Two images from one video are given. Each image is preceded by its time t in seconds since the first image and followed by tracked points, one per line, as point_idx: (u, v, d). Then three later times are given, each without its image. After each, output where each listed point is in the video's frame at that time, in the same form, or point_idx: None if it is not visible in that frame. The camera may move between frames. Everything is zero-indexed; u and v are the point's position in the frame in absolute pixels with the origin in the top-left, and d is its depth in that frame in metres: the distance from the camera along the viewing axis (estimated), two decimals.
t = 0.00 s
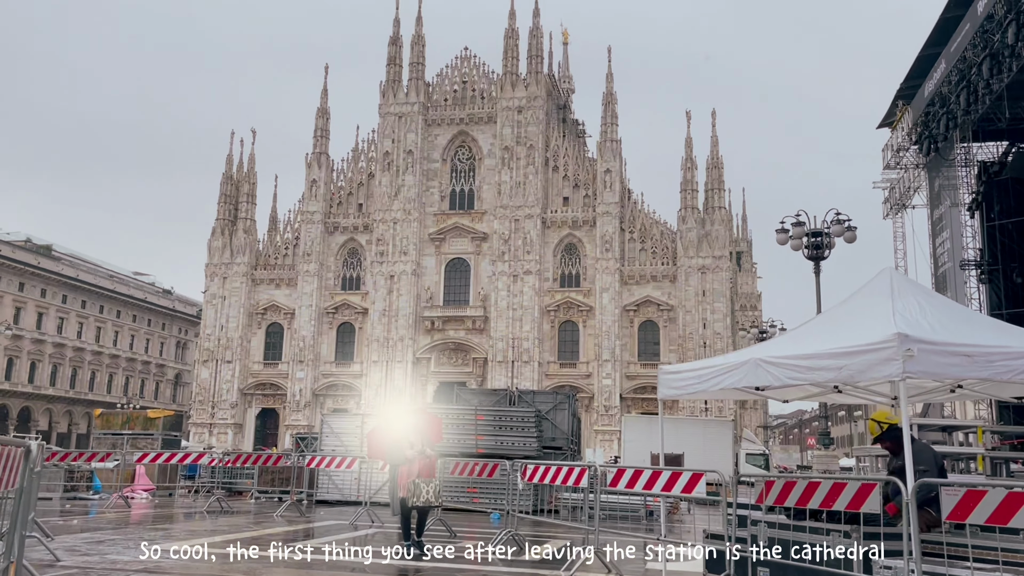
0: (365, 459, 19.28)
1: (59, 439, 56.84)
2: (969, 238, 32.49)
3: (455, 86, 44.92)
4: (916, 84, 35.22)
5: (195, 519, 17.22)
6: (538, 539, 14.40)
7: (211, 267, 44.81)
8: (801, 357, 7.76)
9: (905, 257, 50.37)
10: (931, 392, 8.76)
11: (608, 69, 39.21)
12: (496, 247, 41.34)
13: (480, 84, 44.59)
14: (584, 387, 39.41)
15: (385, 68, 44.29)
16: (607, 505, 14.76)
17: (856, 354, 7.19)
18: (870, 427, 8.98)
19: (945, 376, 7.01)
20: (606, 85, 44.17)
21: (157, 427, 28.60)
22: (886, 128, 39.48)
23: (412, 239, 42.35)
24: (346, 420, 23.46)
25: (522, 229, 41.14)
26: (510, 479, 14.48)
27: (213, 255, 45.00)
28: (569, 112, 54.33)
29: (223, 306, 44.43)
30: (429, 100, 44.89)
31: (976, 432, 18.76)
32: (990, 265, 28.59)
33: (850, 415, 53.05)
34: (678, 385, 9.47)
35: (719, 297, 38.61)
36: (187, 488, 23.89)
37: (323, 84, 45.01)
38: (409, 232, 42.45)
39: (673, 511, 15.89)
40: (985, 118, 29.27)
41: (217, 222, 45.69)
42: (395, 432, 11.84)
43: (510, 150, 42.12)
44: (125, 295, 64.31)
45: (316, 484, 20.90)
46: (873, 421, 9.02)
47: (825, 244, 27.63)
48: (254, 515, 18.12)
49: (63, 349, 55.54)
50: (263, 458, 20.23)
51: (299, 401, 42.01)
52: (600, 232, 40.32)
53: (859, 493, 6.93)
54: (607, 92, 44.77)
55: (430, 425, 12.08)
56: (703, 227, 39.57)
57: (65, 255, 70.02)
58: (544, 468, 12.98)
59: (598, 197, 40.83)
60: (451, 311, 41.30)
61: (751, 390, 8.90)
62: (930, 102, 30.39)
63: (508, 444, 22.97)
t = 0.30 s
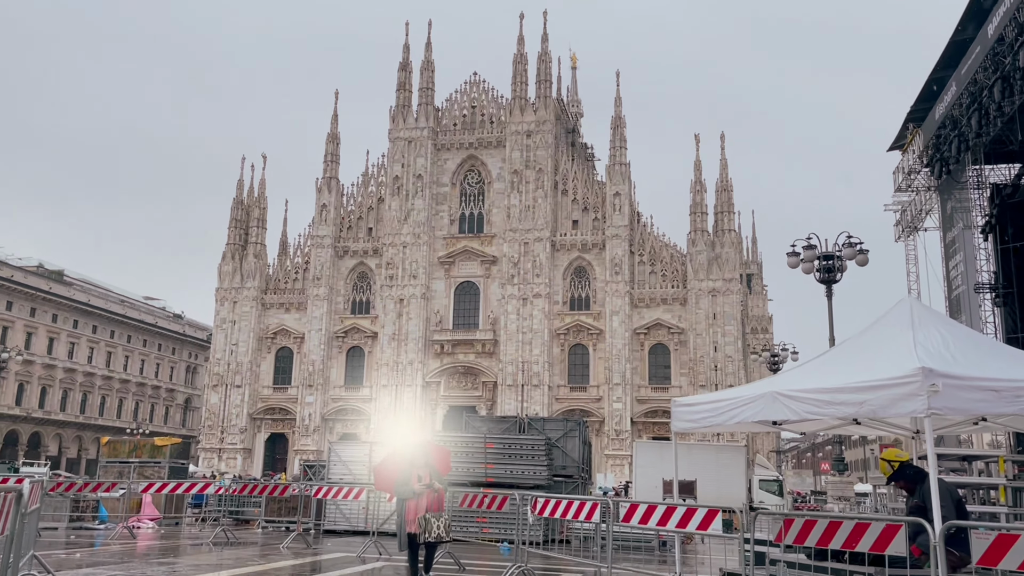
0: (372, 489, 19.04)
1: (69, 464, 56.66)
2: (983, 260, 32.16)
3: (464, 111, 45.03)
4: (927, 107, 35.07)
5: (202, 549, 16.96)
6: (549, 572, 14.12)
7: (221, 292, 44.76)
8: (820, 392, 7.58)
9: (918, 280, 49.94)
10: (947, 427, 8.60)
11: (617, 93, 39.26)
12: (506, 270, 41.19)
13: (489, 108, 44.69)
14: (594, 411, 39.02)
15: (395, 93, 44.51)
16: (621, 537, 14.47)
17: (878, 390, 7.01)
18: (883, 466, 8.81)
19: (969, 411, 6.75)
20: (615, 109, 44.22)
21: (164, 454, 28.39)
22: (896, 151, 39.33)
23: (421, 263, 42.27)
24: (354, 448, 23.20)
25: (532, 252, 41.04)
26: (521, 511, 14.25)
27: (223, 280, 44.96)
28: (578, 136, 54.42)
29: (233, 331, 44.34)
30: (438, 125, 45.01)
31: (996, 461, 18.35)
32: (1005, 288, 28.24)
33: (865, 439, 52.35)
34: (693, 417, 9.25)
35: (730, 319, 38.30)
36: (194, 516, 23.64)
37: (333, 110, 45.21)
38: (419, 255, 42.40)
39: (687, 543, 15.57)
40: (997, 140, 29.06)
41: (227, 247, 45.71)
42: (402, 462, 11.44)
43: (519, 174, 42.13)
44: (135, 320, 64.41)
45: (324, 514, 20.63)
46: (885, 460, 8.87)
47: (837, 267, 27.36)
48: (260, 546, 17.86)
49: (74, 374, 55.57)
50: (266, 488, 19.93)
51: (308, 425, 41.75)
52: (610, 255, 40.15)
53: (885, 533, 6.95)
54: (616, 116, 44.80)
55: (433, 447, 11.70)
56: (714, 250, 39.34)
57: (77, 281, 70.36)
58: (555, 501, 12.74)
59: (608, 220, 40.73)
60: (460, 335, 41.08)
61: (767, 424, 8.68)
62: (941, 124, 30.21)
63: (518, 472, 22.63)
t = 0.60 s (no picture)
0: (381, 521, 18.81)
1: (79, 493, 56.49)
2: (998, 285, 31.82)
3: (474, 139, 45.15)
4: (938, 131, 34.91)
5: None
6: None
7: (232, 319, 44.73)
8: (840, 426, 7.61)
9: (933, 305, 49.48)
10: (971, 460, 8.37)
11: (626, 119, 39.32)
12: (516, 296, 41.09)
13: (499, 136, 44.83)
14: (606, 439, 38.64)
15: (406, 121, 44.75)
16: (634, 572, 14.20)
17: (901, 423, 7.09)
18: (901, 502, 8.50)
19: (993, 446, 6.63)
20: (624, 135, 44.28)
21: (173, 484, 28.22)
22: (908, 176, 39.16)
23: (432, 290, 42.22)
24: (364, 478, 23.02)
25: (542, 278, 40.94)
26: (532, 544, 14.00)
27: (235, 307, 44.94)
28: (588, 162, 54.53)
29: (244, 358, 44.24)
30: (448, 152, 45.15)
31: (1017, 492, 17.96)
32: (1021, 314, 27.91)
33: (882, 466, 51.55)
34: (707, 449, 9.17)
35: (742, 345, 37.99)
36: (203, 548, 23.42)
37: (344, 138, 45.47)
38: (429, 282, 42.35)
39: None
40: (1010, 164, 28.88)
41: (239, 274, 45.77)
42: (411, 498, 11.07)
43: (529, 201, 42.16)
44: (147, 348, 64.53)
45: (332, 546, 20.40)
46: (903, 496, 8.55)
47: (850, 293, 27.12)
48: None
49: (85, 402, 55.59)
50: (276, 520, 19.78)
51: (319, 453, 41.49)
52: (620, 281, 40.00)
53: (913, 572, 7.20)
54: (625, 142, 44.88)
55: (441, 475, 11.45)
56: (725, 275, 39.12)
57: (89, 309, 70.64)
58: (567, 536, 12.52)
59: (618, 245, 40.62)
60: (470, 361, 40.87)
61: (782, 458, 8.66)
62: (953, 149, 30.10)
63: (530, 503, 22.38)
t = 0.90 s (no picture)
0: (388, 552, 18.47)
1: (88, 521, 56.14)
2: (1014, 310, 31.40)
3: (483, 165, 45.19)
4: (949, 155, 34.70)
5: None
6: None
7: (241, 346, 44.59)
8: (860, 458, 7.67)
9: (947, 330, 48.93)
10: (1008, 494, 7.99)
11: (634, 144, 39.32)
12: (525, 321, 40.88)
13: (508, 162, 44.86)
14: (617, 466, 38.13)
15: (415, 148, 44.89)
16: None
17: (925, 456, 7.15)
18: (933, 532, 8.20)
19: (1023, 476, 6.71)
20: (633, 161, 44.25)
21: (180, 514, 27.97)
22: (920, 200, 38.90)
23: (441, 315, 42.03)
24: (371, 508, 22.73)
25: (551, 303, 40.73)
26: None
27: (245, 334, 44.84)
28: (597, 188, 54.53)
29: (253, 385, 44.04)
30: (457, 178, 45.19)
31: None
32: None
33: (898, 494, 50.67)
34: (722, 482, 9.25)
35: (753, 370, 37.58)
36: None
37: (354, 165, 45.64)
38: (438, 308, 42.18)
39: None
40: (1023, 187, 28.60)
41: (248, 301, 45.71)
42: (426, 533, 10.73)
43: (538, 226, 42.10)
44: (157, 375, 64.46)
45: None
46: (936, 526, 8.25)
47: (863, 318, 26.77)
48: None
49: (96, 429, 55.45)
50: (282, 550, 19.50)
51: (327, 481, 41.10)
52: (630, 306, 39.77)
53: None
54: (633, 167, 44.85)
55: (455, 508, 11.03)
56: (735, 300, 38.80)
57: (101, 336, 70.69)
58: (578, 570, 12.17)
59: (627, 270, 40.42)
60: (480, 388, 40.58)
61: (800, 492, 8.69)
62: (965, 173, 29.90)
63: (540, 534, 21.94)
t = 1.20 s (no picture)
0: None
1: (98, 543, 55.93)
2: None
3: (492, 186, 45.25)
4: (960, 174, 34.55)
5: None
6: None
7: (251, 367, 44.53)
8: (881, 491, 8.74)
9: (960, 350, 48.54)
10: None
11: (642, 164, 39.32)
12: (534, 342, 40.72)
13: (517, 183, 44.94)
14: (628, 487, 37.82)
15: (424, 170, 45.05)
16: None
17: (949, 490, 8.27)
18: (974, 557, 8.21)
19: None
20: (641, 182, 44.25)
21: (188, 538, 27.89)
22: (931, 219, 38.73)
23: (450, 337, 41.96)
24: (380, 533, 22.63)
25: (560, 324, 40.62)
26: None
27: (254, 355, 44.75)
28: (605, 208, 54.52)
29: (263, 407, 43.96)
30: (466, 200, 45.29)
31: None
32: None
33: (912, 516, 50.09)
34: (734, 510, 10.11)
35: (764, 391, 37.30)
36: None
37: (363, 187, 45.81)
38: (448, 329, 42.14)
39: None
40: None
41: (258, 323, 45.77)
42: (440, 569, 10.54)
43: (547, 247, 42.09)
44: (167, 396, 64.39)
45: None
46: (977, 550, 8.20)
47: (875, 338, 26.58)
48: None
49: (106, 452, 55.48)
50: None
51: (337, 502, 40.91)
52: (639, 326, 39.64)
53: None
54: (642, 188, 44.86)
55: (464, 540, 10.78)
56: (745, 321, 38.60)
57: (111, 358, 70.85)
58: None
59: (637, 291, 40.32)
60: (489, 409, 40.44)
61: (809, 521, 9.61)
62: (976, 193, 29.87)
63: (550, 559, 21.68)
